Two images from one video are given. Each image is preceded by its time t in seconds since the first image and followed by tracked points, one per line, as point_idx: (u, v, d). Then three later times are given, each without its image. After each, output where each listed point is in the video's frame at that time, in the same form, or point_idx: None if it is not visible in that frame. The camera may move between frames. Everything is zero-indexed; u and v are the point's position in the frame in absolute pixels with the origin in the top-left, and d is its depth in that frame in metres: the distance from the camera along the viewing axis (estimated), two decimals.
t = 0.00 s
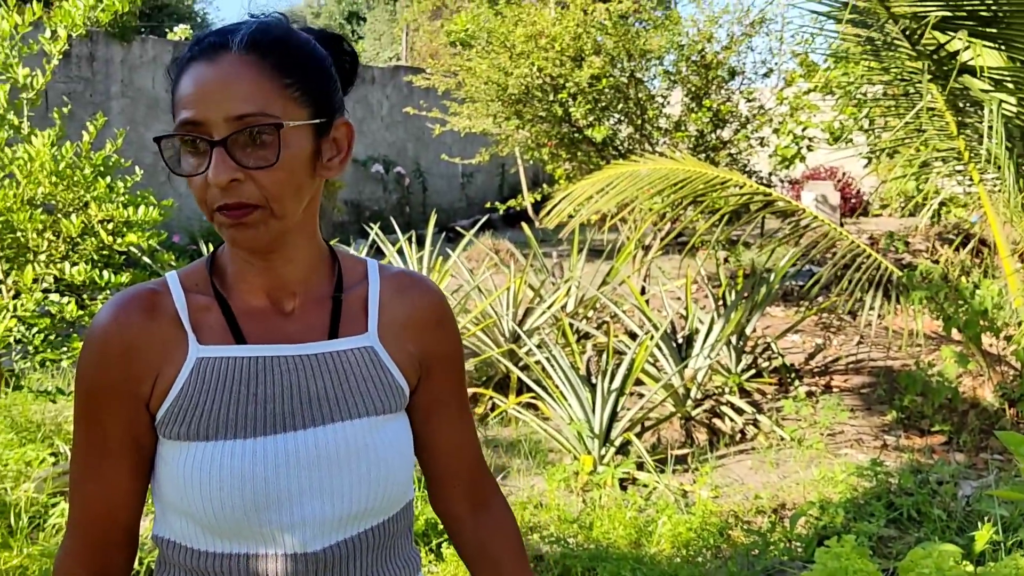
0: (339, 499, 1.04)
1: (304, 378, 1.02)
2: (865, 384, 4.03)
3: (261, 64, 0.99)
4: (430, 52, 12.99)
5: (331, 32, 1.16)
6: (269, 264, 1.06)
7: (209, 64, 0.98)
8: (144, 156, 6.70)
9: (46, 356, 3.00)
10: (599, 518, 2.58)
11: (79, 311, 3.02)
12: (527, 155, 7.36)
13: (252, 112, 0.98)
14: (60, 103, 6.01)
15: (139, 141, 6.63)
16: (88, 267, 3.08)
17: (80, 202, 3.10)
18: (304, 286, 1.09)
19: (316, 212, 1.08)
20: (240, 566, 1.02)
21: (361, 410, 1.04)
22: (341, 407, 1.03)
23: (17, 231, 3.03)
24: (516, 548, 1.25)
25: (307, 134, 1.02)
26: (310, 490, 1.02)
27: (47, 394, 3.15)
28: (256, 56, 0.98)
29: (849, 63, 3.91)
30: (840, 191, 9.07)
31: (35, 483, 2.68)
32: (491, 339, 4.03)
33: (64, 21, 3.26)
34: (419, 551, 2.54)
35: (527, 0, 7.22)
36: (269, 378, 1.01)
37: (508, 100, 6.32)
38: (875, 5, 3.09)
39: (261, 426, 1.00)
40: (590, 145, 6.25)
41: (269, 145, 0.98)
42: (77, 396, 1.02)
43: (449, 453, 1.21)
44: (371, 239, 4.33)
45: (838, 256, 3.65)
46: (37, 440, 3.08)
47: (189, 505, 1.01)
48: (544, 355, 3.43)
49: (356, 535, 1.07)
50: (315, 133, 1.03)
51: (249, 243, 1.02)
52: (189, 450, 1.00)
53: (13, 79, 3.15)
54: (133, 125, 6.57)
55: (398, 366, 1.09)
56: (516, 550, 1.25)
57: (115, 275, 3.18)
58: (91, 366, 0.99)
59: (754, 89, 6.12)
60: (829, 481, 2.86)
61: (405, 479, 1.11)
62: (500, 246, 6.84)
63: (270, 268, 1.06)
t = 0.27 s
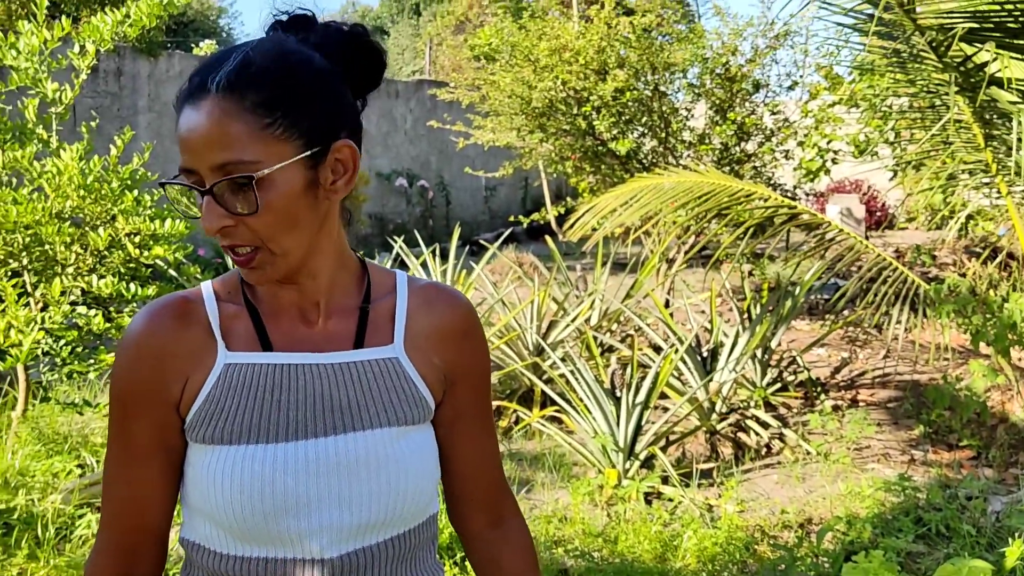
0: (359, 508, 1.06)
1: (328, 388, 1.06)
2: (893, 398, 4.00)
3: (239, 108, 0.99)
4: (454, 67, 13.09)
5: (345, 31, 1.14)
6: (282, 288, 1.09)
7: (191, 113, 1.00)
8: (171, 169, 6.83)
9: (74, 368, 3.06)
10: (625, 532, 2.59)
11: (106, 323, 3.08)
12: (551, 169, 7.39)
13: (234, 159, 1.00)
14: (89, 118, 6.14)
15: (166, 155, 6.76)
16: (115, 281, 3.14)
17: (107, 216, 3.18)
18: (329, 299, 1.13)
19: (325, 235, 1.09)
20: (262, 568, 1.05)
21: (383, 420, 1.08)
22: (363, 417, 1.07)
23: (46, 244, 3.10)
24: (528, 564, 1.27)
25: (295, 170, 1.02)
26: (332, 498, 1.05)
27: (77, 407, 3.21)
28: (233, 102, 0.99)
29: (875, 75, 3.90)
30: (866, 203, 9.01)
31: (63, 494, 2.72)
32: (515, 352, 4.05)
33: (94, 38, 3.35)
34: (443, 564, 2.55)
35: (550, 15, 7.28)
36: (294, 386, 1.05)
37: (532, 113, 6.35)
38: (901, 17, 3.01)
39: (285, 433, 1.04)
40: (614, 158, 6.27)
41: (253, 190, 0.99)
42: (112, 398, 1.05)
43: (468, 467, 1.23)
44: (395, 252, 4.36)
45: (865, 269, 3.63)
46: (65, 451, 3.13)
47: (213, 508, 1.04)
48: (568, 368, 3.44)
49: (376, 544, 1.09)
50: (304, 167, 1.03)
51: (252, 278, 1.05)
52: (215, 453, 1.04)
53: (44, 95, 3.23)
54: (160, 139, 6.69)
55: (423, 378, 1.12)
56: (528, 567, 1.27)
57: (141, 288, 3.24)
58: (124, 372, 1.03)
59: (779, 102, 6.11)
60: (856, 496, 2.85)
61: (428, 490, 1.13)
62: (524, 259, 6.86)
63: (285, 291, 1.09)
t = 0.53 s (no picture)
0: (378, 516, 1.08)
1: (349, 398, 1.08)
2: (915, 410, 3.98)
3: (246, 135, 1.01)
4: (473, 78, 13.17)
5: (360, 45, 1.16)
6: (302, 303, 1.12)
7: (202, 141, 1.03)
8: (193, 181, 6.93)
9: (99, 378, 3.10)
10: (645, 544, 2.59)
11: (130, 334, 3.13)
12: (570, 180, 7.40)
13: (243, 185, 1.02)
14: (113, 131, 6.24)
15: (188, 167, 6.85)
16: (139, 291, 3.19)
17: (131, 227, 3.23)
18: (352, 312, 1.16)
19: (341, 251, 1.12)
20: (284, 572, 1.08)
21: (403, 430, 1.10)
22: (383, 427, 1.09)
23: (71, 255, 3.16)
24: None
25: (305, 192, 1.04)
26: (350, 506, 1.07)
27: (101, 417, 3.25)
28: (240, 130, 1.01)
29: (895, 86, 3.89)
30: (886, 214, 8.96)
31: (87, 503, 2.75)
32: (534, 363, 4.06)
33: (119, 52, 3.41)
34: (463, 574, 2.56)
35: (569, 27, 7.32)
36: (316, 396, 1.07)
37: (552, 125, 6.37)
38: (922, 29, 2.96)
39: (307, 441, 1.06)
40: (633, 169, 6.27)
41: (262, 215, 1.02)
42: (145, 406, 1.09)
43: (491, 476, 1.24)
44: (414, 263, 4.39)
45: (886, 281, 3.61)
46: (89, 460, 3.17)
47: (238, 512, 1.07)
48: (588, 380, 3.45)
49: (396, 552, 1.11)
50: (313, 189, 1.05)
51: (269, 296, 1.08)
52: (239, 461, 1.06)
53: (70, 108, 3.30)
54: (183, 152, 6.79)
55: (445, 389, 1.14)
56: None
57: (164, 299, 3.29)
58: (156, 381, 1.07)
59: (799, 112, 6.10)
60: (878, 508, 2.83)
61: (448, 501, 1.15)
62: (543, 270, 6.88)
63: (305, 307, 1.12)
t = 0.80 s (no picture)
0: (398, 524, 1.10)
1: (368, 407, 1.10)
2: (932, 420, 3.96)
3: (284, 135, 1.05)
4: (487, 88, 13.23)
5: (388, 62, 1.19)
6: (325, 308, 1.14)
7: (239, 141, 1.06)
8: (210, 191, 7.03)
9: (118, 387, 3.14)
10: (661, 554, 2.59)
11: (148, 342, 3.17)
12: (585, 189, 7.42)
13: (278, 183, 1.05)
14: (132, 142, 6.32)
15: (205, 177, 6.94)
16: (158, 301, 3.23)
17: (150, 237, 3.28)
18: (372, 321, 1.18)
19: (365, 258, 1.14)
20: None
21: (421, 439, 1.11)
22: (402, 436, 1.11)
23: (91, 265, 3.21)
24: None
25: (336, 192, 1.07)
26: (369, 514, 1.08)
27: (119, 426, 3.28)
28: (278, 130, 1.05)
29: (911, 95, 3.88)
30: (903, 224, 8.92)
31: (106, 511, 2.78)
32: (550, 372, 4.07)
33: (138, 64, 3.46)
34: None
35: (583, 37, 7.34)
36: (335, 405, 1.09)
37: (567, 135, 6.39)
38: (940, 38, 2.92)
39: (327, 450, 1.08)
40: (648, 178, 6.28)
41: (296, 212, 1.04)
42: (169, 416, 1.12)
43: (510, 484, 1.26)
44: (430, 273, 4.41)
45: (903, 290, 3.59)
46: (108, 468, 3.21)
47: (260, 520, 1.09)
48: (603, 389, 3.46)
49: (415, 559, 1.13)
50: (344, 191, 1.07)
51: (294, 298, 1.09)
52: (261, 469, 1.09)
53: (90, 119, 3.35)
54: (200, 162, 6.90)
55: (463, 398, 1.16)
56: None
57: (182, 308, 3.33)
58: (179, 391, 1.10)
59: (814, 122, 6.09)
60: (895, 519, 2.82)
61: (466, 509, 1.16)
62: (557, 279, 6.89)
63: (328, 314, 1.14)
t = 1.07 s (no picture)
0: (415, 529, 1.11)
1: (383, 413, 1.11)
2: (945, 429, 3.94)
3: (345, 126, 1.08)
4: (498, 96, 13.28)
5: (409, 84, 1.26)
6: (351, 308, 1.15)
7: (296, 126, 1.07)
8: (222, 199, 7.07)
9: (131, 394, 3.17)
10: (672, 562, 2.59)
11: (161, 350, 3.20)
12: (596, 197, 7.43)
13: (337, 169, 1.07)
14: (146, 150, 6.37)
15: (218, 185, 7.02)
16: (170, 309, 3.26)
17: (163, 245, 3.31)
18: (387, 326, 1.19)
19: (394, 260, 1.16)
20: None
21: (437, 445, 1.12)
22: (417, 442, 1.11)
23: (105, 273, 3.25)
24: None
25: (388, 187, 1.10)
26: (385, 520, 1.09)
27: (132, 433, 3.31)
28: (341, 120, 1.07)
29: (923, 103, 3.88)
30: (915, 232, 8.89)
31: (119, 517, 2.80)
32: (561, 380, 4.08)
33: (152, 73, 3.50)
34: None
35: (594, 45, 7.37)
36: (350, 411, 1.10)
37: (578, 142, 6.41)
38: (952, 46, 2.93)
39: (343, 456, 1.09)
40: (659, 186, 6.28)
41: (354, 198, 1.07)
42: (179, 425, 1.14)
43: (523, 490, 1.27)
44: (441, 280, 4.43)
45: (915, 298, 3.58)
46: (121, 475, 3.23)
47: (275, 528, 1.10)
48: (615, 397, 3.46)
49: (432, 565, 1.13)
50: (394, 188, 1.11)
51: (332, 290, 1.10)
52: (275, 477, 1.10)
53: (104, 128, 3.38)
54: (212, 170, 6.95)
55: (476, 403, 1.17)
56: None
57: (195, 316, 3.35)
58: (190, 399, 1.11)
59: (826, 129, 6.08)
60: (908, 528, 2.81)
61: (482, 514, 1.17)
62: (568, 287, 6.90)
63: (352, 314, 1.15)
